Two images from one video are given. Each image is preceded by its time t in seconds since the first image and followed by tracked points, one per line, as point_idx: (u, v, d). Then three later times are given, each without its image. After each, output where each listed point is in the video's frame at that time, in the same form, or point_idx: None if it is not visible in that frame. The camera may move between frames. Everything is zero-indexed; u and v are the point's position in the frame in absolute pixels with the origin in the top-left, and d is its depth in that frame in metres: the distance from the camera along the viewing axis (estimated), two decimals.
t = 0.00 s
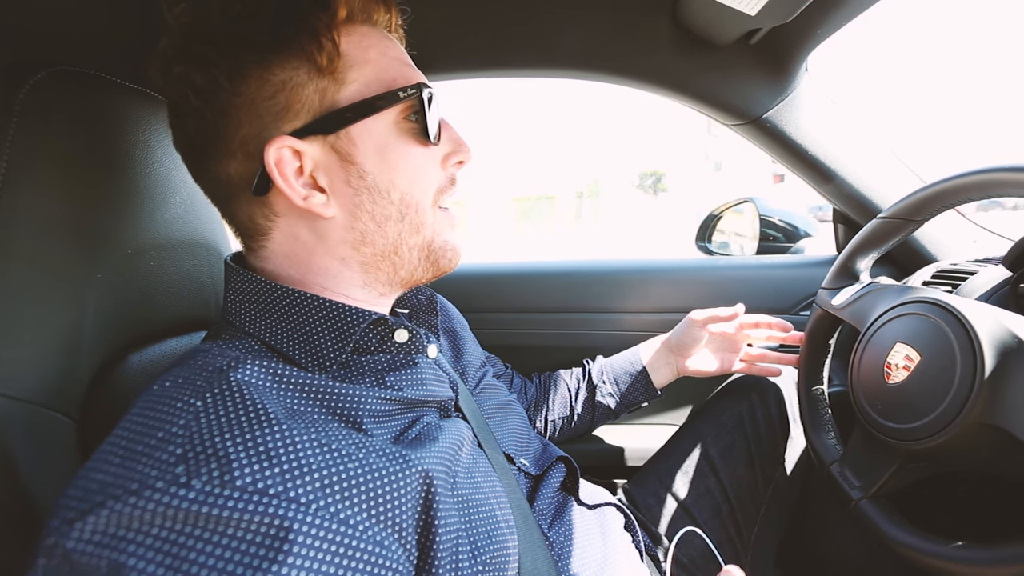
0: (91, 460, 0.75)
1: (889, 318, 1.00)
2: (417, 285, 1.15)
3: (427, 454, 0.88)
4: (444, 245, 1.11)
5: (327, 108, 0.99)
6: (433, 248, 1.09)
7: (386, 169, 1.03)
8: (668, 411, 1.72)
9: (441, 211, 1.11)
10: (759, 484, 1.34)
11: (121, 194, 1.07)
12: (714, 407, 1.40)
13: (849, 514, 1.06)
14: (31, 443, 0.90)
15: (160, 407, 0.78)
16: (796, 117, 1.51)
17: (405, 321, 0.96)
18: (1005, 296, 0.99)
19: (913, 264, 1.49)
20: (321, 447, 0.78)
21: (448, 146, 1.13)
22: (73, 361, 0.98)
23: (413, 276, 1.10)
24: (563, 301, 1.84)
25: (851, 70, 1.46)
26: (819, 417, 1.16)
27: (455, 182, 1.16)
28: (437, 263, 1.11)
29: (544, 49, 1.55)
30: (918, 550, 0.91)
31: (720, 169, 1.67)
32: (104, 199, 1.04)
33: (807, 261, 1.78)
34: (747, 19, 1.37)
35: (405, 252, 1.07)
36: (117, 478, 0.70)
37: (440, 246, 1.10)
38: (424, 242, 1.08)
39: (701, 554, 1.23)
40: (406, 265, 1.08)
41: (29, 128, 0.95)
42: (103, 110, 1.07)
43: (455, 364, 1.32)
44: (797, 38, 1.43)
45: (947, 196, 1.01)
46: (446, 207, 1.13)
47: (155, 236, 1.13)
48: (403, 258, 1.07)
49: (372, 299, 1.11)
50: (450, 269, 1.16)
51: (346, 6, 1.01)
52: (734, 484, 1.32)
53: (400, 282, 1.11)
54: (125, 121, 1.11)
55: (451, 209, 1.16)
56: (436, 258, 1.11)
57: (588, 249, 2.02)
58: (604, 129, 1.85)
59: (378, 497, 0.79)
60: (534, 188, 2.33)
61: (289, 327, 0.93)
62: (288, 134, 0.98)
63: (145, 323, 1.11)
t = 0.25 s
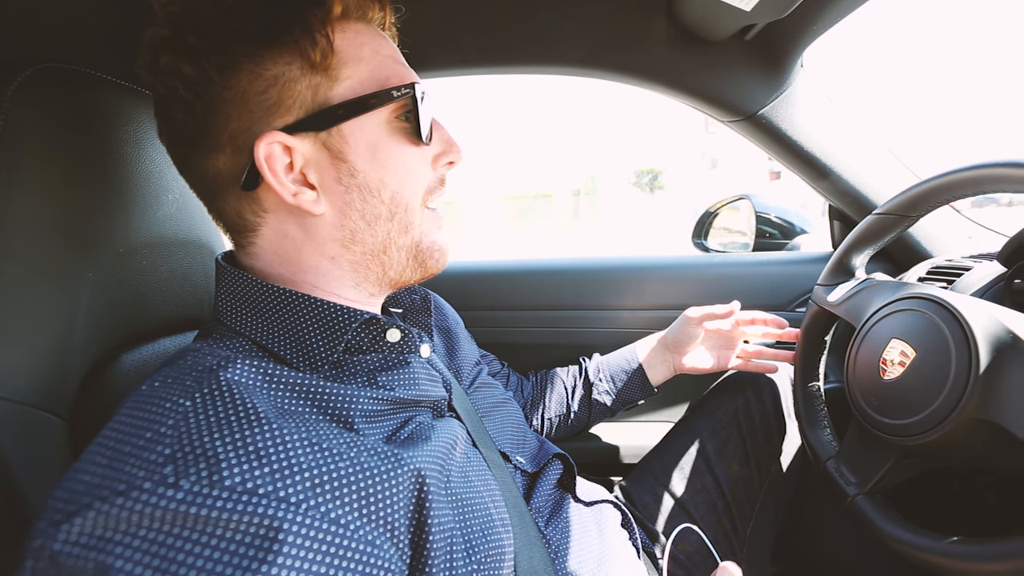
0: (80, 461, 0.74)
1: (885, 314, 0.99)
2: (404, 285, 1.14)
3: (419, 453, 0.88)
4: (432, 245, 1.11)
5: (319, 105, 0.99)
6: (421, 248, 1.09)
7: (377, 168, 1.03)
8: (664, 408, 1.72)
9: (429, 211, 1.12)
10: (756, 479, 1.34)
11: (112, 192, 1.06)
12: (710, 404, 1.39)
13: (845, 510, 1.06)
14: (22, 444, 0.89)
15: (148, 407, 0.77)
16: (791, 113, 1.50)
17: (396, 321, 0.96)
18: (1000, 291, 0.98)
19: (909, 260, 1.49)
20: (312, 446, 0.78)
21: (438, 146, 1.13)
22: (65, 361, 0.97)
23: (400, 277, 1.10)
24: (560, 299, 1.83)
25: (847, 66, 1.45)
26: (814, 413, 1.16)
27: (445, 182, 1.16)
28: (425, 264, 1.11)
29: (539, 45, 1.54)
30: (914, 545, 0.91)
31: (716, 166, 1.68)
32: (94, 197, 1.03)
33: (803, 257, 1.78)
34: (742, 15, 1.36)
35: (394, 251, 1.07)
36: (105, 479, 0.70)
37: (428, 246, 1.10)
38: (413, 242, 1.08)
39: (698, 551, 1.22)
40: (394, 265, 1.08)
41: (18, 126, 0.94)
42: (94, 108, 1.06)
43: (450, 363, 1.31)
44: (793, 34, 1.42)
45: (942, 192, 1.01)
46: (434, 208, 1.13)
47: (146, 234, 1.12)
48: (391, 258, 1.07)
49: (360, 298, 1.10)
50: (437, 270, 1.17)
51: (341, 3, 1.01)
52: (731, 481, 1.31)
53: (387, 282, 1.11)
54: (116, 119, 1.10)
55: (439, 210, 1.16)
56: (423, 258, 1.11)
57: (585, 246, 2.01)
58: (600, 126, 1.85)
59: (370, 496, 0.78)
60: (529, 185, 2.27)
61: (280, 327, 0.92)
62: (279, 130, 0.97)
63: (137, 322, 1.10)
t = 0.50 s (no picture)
0: (82, 459, 0.74)
1: (886, 315, 0.99)
2: (408, 283, 1.14)
3: (420, 453, 0.88)
4: (435, 245, 1.10)
5: (319, 105, 0.99)
6: (423, 248, 1.09)
7: (378, 168, 1.02)
8: (665, 409, 1.72)
9: (432, 211, 1.11)
10: (756, 481, 1.33)
11: (114, 191, 1.06)
12: (711, 405, 1.39)
13: (846, 512, 1.05)
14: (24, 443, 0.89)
15: (150, 406, 0.78)
16: (792, 115, 1.50)
17: (398, 321, 0.95)
18: (1001, 293, 0.98)
19: (911, 262, 1.49)
20: (313, 445, 0.78)
21: (441, 146, 1.13)
22: (67, 360, 0.97)
23: (402, 276, 1.10)
24: (560, 300, 1.83)
25: (848, 68, 1.45)
26: (815, 415, 1.16)
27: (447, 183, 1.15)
28: (427, 263, 1.11)
29: (540, 46, 1.55)
30: (914, 547, 0.91)
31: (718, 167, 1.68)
32: (97, 196, 1.03)
33: (804, 259, 1.78)
34: (744, 16, 1.36)
35: (395, 251, 1.06)
36: (106, 477, 0.70)
37: (430, 246, 1.09)
38: (415, 241, 1.07)
39: (698, 552, 1.22)
40: (395, 264, 1.07)
41: (22, 125, 0.94)
42: (97, 107, 1.06)
43: (450, 364, 1.31)
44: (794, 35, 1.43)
45: (943, 194, 1.01)
46: (437, 207, 1.12)
47: (149, 233, 1.12)
48: (393, 257, 1.06)
49: (361, 296, 1.10)
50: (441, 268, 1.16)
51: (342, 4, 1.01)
52: (732, 482, 1.31)
53: (389, 279, 1.10)
54: (118, 118, 1.10)
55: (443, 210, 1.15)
56: (425, 258, 1.10)
57: (586, 247, 2.01)
58: (601, 127, 1.85)
59: (371, 495, 0.78)
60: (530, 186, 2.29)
61: (281, 327, 0.92)
62: (279, 130, 0.97)
63: (139, 321, 1.10)
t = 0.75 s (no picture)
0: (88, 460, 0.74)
1: (888, 321, 1.00)
2: (412, 286, 1.14)
3: (423, 457, 0.88)
4: (439, 248, 1.11)
5: (327, 109, 0.99)
6: (428, 251, 1.09)
7: (384, 172, 1.03)
8: (666, 413, 1.72)
9: (437, 215, 1.11)
10: (757, 486, 1.33)
11: (121, 194, 1.07)
12: (713, 410, 1.40)
13: (847, 517, 1.06)
14: (30, 444, 0.89)
15: (156, 409, 0.78)
16: (795, 120, 1.51)
17: (401, 326, 0.96)
18: (1003, 299, 0.99)
19: (913, 267, 1.49)
20: (318, 449, 0.78)
21: (445, 151, 1.14)
22: (74, 362, 0.98)
23: (407, 279, 1.10)
24: (562, 303, 1.84)
25: (851, 74, 1.46)
26: (817, 420, 1.16)
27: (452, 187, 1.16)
28: (431, 266, 1.11)
29: (545, 51, 1.55)
30: (917, 554, 0.91)
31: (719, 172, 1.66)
32: (104, 199, 1.04)
33: (805, 264, 1.78)
34: (748, 22, 1.37)
35: (400, 254, 1.06)
36: (113, 479, 0.70)
37: (434, 250, 1.10)
38: (419, 245, 1.08)
39: (699, 556, 1.22)
40: (400, 267, 1.08)
41: (30, 127, 0.95)
42: (104, 110, 1.07)
43: (453, 367, 1.31)
44: (797, 42, 1.43)
45: (946, 201, 1.02)
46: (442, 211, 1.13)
47: (154, 236, 1.13)
48: (398, 260, 1.07)
49: (367, 300, 1.10)
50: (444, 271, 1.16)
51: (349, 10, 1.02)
52: (734, 487, 1.31)
53: (394, 282, 1.11)
54: (125, 121, 1.11)
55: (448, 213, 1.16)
56: (430, 261, 1.10)
57: (588, 251, 2.02)
58: (604, 131, 1.85)
59: (375, 499, 0.79)
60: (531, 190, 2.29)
61: (287, 331, 0.93)
62: (286, 133, 0.98)
63: (144, 324, 1.11)
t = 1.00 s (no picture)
0: (88, 460, 0.74)
1: (888, 321, 1.00)
2: (404, 289, 1.11)
3: (423, 457, 0.88)
4: (423, 251, 1.07)
5: (297, 106, 1.00)
6: (409, 253, 1.05)
7: (353, 170, 1.00)
8: (666, 413, 1.72)
9: (421, 215, 1.07)
10: (757, 487, 1.33)
11: (121, 194, 1.07)
12: (713, 410, 1.40)
13: (847, 517, 1.06)
14: (29, 444, 0.89)
15: (156, 409, 0.78)
16: (795, 120, 1.51)
17: (401, 325, 0.97)
18: (1003, 299, 0.99)
19: (913, 268, 1.49)
20: (318, 448, 0.78)
21: (432, 148, 1.09)
22: (73, 362, 0.98)
23: (391, 281, 1.07)
24: (562, 303, 1.84)
25: (851, 74, 1.46)
26: (817, 419, 1.16)
27: (443, 186, 1.11)
28: (416, 269, 1.08)
29: (545, 51, 1.55)
30: (916, 553, 0.91)
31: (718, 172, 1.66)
32: (103, 199, 1.04)
33: (805, 264, 1.78)
34: (748, 22, 1.37)
35: (378, 256, 1.04)
36: (113, 479, 0.70)
37: (417, 252, 1.06)
38: (398, 247, 1.04)
39: (698, 556, 1.23)
40: (380, 269, 1.05)
41: (31, 127, 0.95)
42: (104, 110, 1.07)
43: (454, 367, 1.31)
44: (798, 42, 1.43)
45: (945, 201, 1.02)
46: (429, 211, 1.08)
47: (154, 236, 1.13)
48: (376, 262, 1.04)
49: (354, 300, 1.10)
50: (438, 273, 1.12)
51: (320, 10, 1.03)
52: (734, 487, 1.31)
53: (380, 285, 1.08)
54: (126, 122, 1.11)
55: (440, 214, 1.11)
56: (413, 264, 1.07)
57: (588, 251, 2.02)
58: (604, 132, 1.85)
59: (375, 498, 0.79)
60: (532, 191, 2.25)
61: (286, 330, 0.93)
62: (256, 135, 1.00)
63: (143, 324, 1.11)
